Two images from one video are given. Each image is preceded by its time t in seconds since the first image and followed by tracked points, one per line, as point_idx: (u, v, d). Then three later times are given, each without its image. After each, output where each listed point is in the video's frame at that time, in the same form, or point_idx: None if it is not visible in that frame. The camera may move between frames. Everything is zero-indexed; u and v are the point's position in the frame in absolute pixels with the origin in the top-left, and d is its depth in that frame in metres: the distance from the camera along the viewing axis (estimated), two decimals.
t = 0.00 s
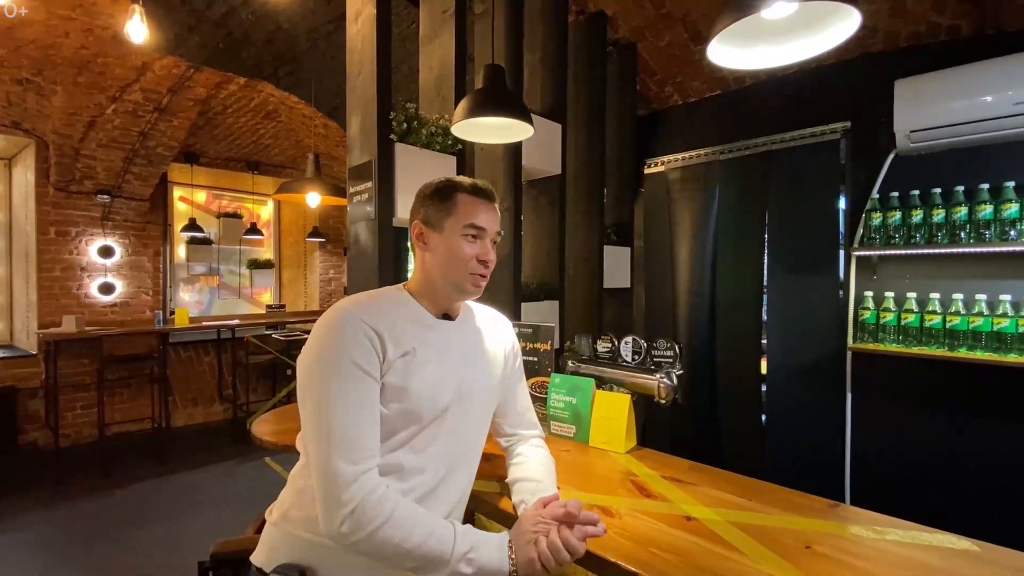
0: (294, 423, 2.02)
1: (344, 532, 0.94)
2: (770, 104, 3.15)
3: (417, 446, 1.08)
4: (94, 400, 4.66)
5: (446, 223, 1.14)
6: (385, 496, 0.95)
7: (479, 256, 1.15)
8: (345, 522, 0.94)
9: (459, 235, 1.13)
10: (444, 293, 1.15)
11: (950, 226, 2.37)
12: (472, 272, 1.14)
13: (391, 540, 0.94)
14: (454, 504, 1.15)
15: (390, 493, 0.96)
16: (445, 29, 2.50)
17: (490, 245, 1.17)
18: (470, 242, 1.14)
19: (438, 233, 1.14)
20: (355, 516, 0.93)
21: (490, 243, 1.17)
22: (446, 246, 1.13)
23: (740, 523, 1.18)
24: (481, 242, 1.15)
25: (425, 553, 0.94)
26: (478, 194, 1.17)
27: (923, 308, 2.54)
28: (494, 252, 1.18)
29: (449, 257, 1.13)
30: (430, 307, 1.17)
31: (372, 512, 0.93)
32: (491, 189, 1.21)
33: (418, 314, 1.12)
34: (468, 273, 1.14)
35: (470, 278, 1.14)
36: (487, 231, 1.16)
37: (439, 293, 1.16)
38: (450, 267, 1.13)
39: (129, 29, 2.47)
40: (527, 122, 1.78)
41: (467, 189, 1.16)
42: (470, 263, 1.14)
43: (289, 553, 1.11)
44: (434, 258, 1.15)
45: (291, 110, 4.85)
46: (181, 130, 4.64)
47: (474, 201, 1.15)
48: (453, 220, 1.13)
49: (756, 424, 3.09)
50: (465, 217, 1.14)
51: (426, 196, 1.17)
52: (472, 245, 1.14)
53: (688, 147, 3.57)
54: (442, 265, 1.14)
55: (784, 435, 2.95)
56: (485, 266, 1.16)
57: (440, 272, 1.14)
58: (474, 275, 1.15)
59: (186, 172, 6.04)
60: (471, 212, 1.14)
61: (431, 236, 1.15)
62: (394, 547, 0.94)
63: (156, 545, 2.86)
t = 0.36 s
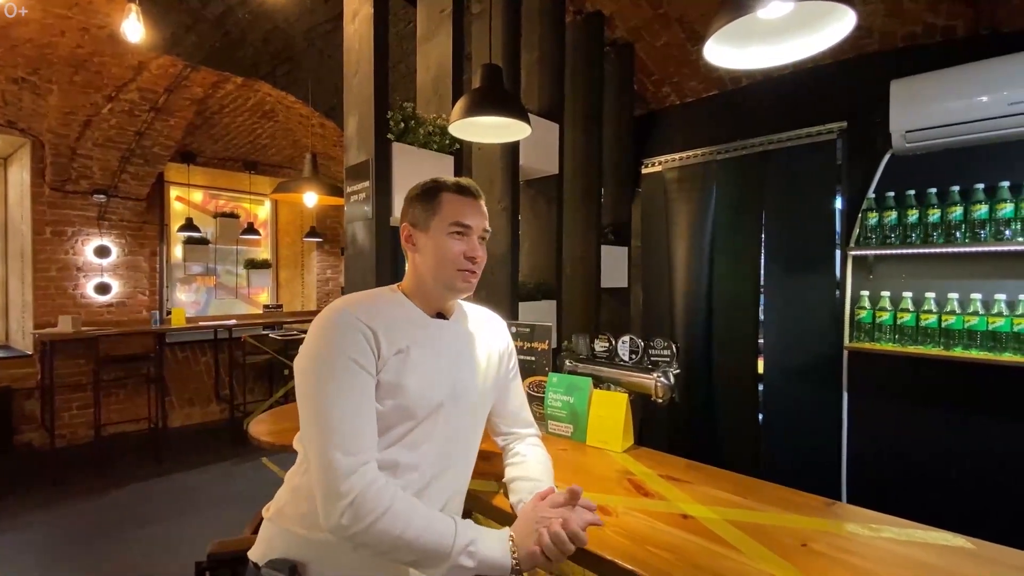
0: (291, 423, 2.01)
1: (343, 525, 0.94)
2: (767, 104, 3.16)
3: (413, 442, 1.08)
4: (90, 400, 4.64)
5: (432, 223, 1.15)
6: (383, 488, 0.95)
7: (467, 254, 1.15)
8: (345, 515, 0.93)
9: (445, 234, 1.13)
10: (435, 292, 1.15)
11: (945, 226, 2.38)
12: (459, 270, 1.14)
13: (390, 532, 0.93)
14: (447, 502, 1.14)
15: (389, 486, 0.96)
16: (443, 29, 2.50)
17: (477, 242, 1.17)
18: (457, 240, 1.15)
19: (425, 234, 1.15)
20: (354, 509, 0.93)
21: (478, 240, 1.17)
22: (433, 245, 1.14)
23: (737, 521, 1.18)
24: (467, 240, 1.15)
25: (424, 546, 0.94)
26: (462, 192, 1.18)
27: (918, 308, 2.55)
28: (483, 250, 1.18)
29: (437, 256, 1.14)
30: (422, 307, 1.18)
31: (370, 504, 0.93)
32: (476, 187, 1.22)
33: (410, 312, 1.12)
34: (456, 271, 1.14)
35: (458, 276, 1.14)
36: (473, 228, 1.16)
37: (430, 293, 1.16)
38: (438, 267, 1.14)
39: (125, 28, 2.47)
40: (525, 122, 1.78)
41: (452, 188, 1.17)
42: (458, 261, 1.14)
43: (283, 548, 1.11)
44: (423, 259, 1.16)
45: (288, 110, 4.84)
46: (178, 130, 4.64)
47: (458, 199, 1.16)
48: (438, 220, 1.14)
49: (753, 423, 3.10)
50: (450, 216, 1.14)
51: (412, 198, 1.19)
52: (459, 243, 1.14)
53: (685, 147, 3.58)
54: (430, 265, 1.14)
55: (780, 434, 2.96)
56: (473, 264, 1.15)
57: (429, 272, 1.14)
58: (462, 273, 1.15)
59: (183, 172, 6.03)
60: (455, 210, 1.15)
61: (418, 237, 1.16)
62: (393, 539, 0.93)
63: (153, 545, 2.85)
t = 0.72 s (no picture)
0: (289, 423, 2.02)
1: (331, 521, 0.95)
2: (763, 104, 3.18)
3: (411, 440, 1.10)
4: (88, 400, 4.64)
5: (415, 226, 1.17)
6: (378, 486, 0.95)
7: (453, 252, 1.16)
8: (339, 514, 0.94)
9: (429, 235, 1.16)
10: (426, 293, 1.18)
11: (939, 226, 2.40)
12: (446, 269, 1.16)
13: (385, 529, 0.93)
14: (442, 500, 1.17)
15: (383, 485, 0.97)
16: (440, 30, 2.51)
17: (463, 239, 1.18)
18: (441, 239, 1.16)
19: (411, 237, 1.18)
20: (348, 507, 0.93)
21: (463, 237, 1.18)
22: (418, 247, 1.17)
23: (731, 518, 1.20)
24: (452, 239, 1.16)
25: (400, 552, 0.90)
26: (443, 190, 1.19)
27: (913, 307, 2.57)
28: (470, 247, 1.19)
29: (423, 258, 1.16)
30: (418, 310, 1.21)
31: (353, 501, 0.93)
32: (458, 184, 1.22)
33: (407, 314, 1.15)
34: (444, 271, 1.16)
35: (446, 275, 1.16)
36: (457, 226, 1.17)
37: (422, 294, 1.19)
38: (426, 268, 1.16)
39: (123, 28, 2.47)
40: (521, 123, 1.79)
41: (432, 187, 1.18)
42: (444, 261, 1.16)
43: (279, 541, 1.13)
44: (411, 261, 1.19)
45: (285, 110, 4.85)
46: (175, 130, 4.64)
47: (438, 198, 1.17)
48: (421, 222, 1.17)
49: (748, 422, 3.12)
50: (433, 217, 1.16)
51: (396, 202, 1.21)
52: (443, 243, 1.16)
53: (681, 147, 3.59)
54: (418, 267, 1.17)
55: (776, 433, 2.98)
56: (460, 262, 1.16)
57: (419, 274, 1.17)
58: (450, 272, 1.16)
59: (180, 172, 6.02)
60: (436, 210, 1.16)
61: (406, 241, 1.20)
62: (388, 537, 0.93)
63: (150, 545, 2.85)
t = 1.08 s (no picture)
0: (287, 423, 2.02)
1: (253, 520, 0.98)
2: (761, 104, 3.18)
3: (413, 444, 1.11)
4: (84, 401, 4.62)
5: (431, 224, 1.17)
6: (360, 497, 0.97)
7: (467, 252, 1.16)
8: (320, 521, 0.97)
9: (444, 233, 1.16)
10: (437, 292, 1.18)
11: (937, 226, 2.41)
12: (459, 268, 1.15)
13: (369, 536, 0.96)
14: (448, 502, 1.17)
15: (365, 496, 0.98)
16: (438, 29, 2.51)
17: (478, 240, 1.18)
18: (456, 238, 1.17)
19: (426, 234, 1.18)
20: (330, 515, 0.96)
21: (478, 237, 1.18)
22: (433, 245, 1.17)
23: (730, 518, 1.20)
24: (466, 238, 1.16)
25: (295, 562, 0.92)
26: (461, 190, 1.20)
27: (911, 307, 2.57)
28: (484, 247, 1.19)
29: (436, 256, 1.16)
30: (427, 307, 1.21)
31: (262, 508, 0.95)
32: (476, 185, 1.23)
33: (414, 315, 1.15)
34: (456, 270, 1.16)
35: (459, 275, 1.16)
36: (473, 226, 1.18)
37: (432, 292, 1.19)
38: (439, 266, 1.16)
39: (120, 27, 2.46)
40: (521, 123, 1.79)
41: (450, 187, 1.19)
42: (458, 260, 1.16)
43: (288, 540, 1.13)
44: (423, 259, 1.19)
45: (283, 109, 4.84)
46: (172, 129, 4.63)
47: (457, 197, 1.18)
48: (437, 220, 1.17)
49: (746, 422, 3.13)
50: (449, 216, 1.16)
51: (413, 199, 1.22)
52: (458, 242, 1.16)
53: (679, 147, 3.60)
54: (431, 264, 1.17)
55: (775, 433, 2.98)
56: (473, 262, 1.17)
57: (431, 272, 1.17)
58: (462, 272, 1.16)
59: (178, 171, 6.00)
60: (453, 209, 1.16)
61: (419, 238, 1.20)
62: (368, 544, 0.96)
63: (147, 546, 2.84)
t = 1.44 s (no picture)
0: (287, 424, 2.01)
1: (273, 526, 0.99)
2: (761, 104, 3.18)
3: (413, 448, 1.10)
4: (82, 402, 4.60)
5: (438, 221, 1.17)
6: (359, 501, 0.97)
7: (473, 252, 1.15)
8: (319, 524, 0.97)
9: (451, 231, 1.15)
10: (440, 292, 1.18)
11: (937, 227, 2.41)
12: (464, 267, 1.15)
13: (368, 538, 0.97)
14: (448, 506, 1.17)
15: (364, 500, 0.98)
16: (439, 29, 2.50)
17: (485, 240, 1.17)
18: (462, 237, 1.16)
19: (431, 232, 1.17)
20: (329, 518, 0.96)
21: (484, 237, 1.17)
22: (438, 243, 1.16)
23: (732, 520, 1.19)
24: (473, 237, 1.16)
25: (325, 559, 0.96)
26: (469, 188, 1.19)
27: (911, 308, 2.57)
28: (491, 247, 1.18)
29: (441, 254, 1.16)
30: (431, 306, 1.20)
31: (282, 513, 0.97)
32: (485, 183, 1.22)
33: (418, 316, 1.14)
34: (461, 270, 1.15)
35: (463, 274, 1.15)
36: (480, 225, 1.17)
37: (436, 291, 1.18)
38: (444, 264, 1.16)
39: (119, 27, 2.45)
40: (521, 123, 1.78)
41: (457, 184, 1.18)
42: (463, 259, 1.15)
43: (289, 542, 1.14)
44: (428, 257, 1.18)
45: (282, 110, 4.84)
46: (171, 129, 4.63)
47: (464, 195, 1.17)
48: (443, 218, 1.16)
49: (746, 423, 3.12)
50: (456, 213, 1.16)
51: (420, 195, 1.21)
52: (465, 241, 1.15)
53: (679, 147, 3.60)
54: (436, 262, 1.16)
55: (775, 433, 2.98)
56: (478, 262, 1.16)
57: (436, 270, 1.16)
58: (468, 271, 1.15)
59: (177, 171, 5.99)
60: (460, 207, 1.16)
61: (425, 235, 1.19)
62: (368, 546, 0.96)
63: (147, 547, 2.83)
